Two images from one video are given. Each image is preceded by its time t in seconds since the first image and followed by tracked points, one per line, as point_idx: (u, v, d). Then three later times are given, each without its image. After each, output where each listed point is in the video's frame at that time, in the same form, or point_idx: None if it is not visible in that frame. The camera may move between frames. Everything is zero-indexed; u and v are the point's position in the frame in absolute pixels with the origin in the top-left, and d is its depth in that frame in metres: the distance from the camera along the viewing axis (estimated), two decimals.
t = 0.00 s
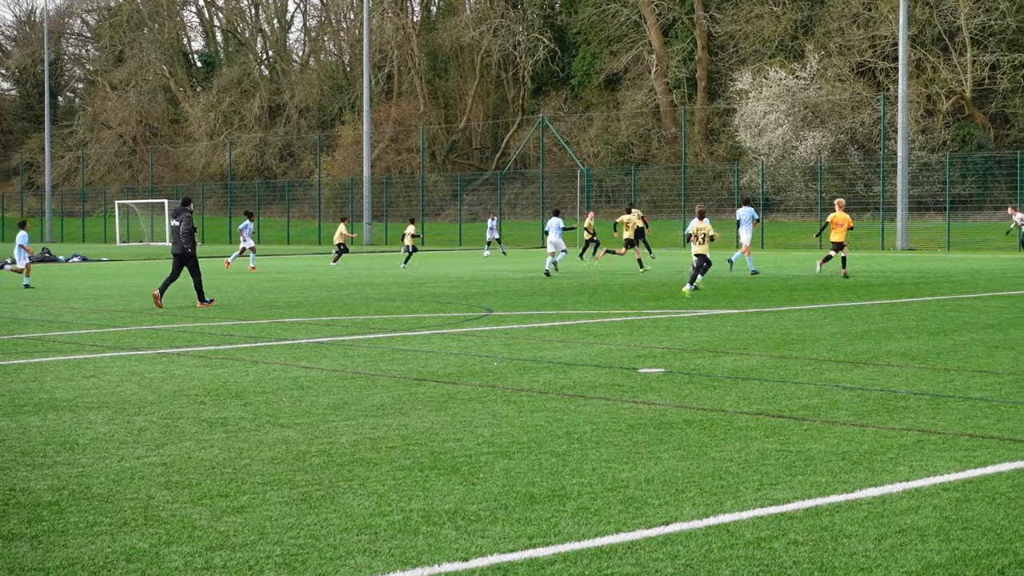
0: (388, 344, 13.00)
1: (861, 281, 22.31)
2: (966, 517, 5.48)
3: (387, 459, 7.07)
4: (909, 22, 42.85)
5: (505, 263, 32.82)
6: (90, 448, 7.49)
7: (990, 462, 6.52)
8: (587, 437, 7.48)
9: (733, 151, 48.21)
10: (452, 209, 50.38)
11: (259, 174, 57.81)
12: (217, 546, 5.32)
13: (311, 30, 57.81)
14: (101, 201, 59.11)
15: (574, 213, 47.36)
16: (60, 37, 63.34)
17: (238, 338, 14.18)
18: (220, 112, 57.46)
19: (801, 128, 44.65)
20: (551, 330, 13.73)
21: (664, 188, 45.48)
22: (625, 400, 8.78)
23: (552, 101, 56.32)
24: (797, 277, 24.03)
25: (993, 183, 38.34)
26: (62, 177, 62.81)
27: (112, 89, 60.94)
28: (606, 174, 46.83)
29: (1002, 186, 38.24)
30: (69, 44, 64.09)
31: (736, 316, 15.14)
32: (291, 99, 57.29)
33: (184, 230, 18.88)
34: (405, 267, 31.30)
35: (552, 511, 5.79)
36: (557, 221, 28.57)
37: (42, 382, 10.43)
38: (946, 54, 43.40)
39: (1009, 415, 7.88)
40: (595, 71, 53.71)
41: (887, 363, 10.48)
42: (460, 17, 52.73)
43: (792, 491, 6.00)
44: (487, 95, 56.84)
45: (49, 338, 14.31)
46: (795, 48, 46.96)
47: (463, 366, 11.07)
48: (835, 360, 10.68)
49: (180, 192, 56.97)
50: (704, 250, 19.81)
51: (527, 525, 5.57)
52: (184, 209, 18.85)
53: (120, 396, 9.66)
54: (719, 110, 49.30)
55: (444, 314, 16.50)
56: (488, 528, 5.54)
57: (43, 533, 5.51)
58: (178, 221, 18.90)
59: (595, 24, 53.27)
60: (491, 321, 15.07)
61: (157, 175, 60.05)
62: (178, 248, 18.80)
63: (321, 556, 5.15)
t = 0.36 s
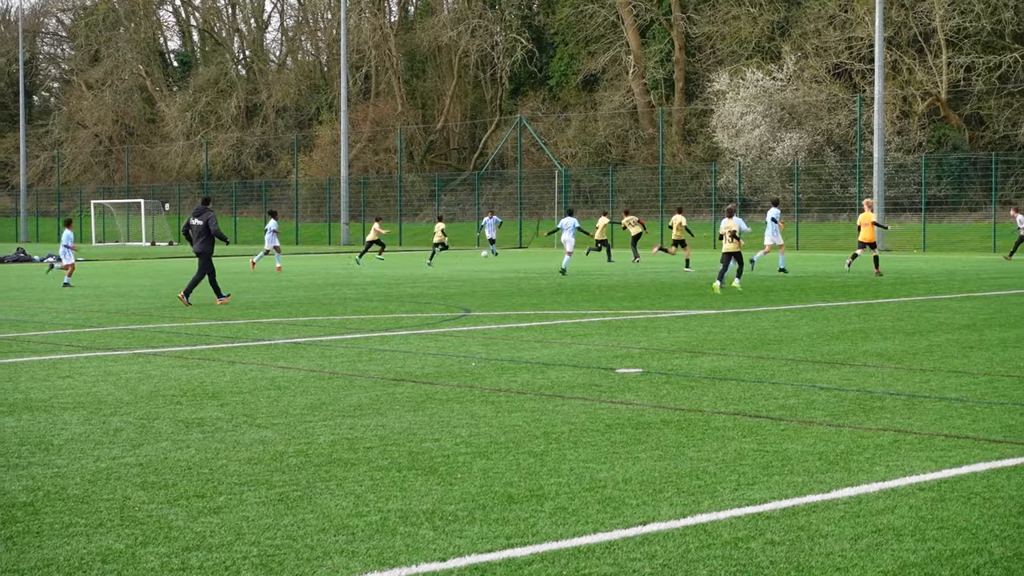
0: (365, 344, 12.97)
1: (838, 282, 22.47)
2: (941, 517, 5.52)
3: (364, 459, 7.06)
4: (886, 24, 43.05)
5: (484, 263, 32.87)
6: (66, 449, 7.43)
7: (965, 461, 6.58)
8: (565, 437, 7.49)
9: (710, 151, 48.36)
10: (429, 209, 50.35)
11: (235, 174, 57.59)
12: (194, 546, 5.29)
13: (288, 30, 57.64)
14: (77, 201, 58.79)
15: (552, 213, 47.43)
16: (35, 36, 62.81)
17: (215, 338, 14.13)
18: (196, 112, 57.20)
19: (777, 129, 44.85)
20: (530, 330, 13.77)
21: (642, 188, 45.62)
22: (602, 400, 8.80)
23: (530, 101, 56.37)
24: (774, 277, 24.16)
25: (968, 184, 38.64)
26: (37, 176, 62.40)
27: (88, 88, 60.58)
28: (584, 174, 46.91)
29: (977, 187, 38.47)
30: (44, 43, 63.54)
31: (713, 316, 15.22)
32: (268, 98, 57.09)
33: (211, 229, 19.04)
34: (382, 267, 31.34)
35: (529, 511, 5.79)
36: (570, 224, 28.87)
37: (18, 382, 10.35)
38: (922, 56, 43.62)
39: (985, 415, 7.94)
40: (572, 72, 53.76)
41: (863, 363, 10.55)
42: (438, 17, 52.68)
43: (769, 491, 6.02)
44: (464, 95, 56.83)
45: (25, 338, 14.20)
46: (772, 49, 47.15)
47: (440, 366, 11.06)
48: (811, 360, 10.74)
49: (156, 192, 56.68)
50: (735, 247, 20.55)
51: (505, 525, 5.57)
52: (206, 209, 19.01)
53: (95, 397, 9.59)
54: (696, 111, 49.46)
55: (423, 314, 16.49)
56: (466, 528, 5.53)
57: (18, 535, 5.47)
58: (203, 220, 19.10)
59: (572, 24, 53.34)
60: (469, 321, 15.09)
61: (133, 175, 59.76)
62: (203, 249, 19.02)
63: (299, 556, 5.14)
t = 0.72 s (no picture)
0: (352, 345, 12.95)
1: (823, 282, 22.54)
2: (927, 516, 5.53)
3: (351, 460, 7.03)
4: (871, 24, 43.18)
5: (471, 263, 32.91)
6: (51, 450, 7.40)
7: (950, 461, 6.59)
8: (550, 437, 7.49)
9: (696, 152, 48.43)
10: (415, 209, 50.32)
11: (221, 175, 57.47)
12: (180, 547, 5.26)
13: (273, 30, 57.54)
14: (63, 202, 58.63)
15: (538, 213, 47.48)
16: (20, 36, 62.38)
17: (201, 339, 14.07)
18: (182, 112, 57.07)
19: (763, 129, 44.95)
20: (515, 330, 13.78)
21: (628, 188, 45.66)
22: (587, 401, 8.80)
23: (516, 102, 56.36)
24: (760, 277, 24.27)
25: (953, 184, 38.78)
26: (22, 176, 62.12)
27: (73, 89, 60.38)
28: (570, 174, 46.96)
29: (962, 187, 38.63)
30: (29, 43, 63.06)
31: (699, 316, 15.24)
32: (253, 99, 56.91)
33: (228, 229, 19.44)
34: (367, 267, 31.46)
35: (516, 511, 5.78)
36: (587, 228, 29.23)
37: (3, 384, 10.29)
38: (907, 56, 43.74)
39: (970, 415, 7.96)
40: (558, 72, 53.78)
41: (849, 363, 10.56)
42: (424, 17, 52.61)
43: (755, 490, 6.03)
44: (450, 96, 56.85)
45: (10, 339, 14.13)
46: (757, 50, 47.22)
47: (426, 366, 11.05)
48: (797, 360, 10.76)
49: (141, 192, 56.55)
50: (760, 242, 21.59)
51: (491, 526, 5.56)
52: (225, 209, 19.41)
53: (81, 397, 9.56)
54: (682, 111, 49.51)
55: (408, 315, 16.39)
56: (453, 529, 5.52)
57: (4, 536, 5.43)
58: (223, 219, 19.52)
59: (558, 24, 53.33)
60: (456, 321, 15.10)
61: (118, 175, 59.60)
62: (221, 247, 19.45)
63: (285, 557, 5.12)
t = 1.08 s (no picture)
0: (342, 345, 12.95)
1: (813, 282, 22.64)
2: (916, 517, 5.52)
3: (339, 461, 7.00)
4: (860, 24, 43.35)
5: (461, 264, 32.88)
6: (40, 451, 7.35)
7: (938, 462, 6.59)
8: (539, 438, 7.47)
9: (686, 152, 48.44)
10: (406, 210, 50.27)
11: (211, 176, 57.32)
12: (167, 549, 5.23)
13: (264, 31, 57.44)
14: (53, 202, 58.50)
15: (528, 214, 47.43)
16: (10, 37, 61.54)
17: (191, 340, 14.03)
18: (172, 112, 56.99)
19: (753, 130, 45.01)
20: (505, 330, 13.82)
21: (618, 189, 45.63)
22: (576, 401, 8.79)
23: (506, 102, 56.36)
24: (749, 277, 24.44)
25: (943, 184, 38.85)
26: (12, 177, 61.84)
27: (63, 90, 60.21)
28: (560, 175, 46.94)
29: (952, 188, 38.70)
30: (18, 44, 62.19)
31: (689, 316, 15.28)
32: (244, 100, 56.81)
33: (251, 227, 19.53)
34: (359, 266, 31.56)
35: (504, 512, 5.75)
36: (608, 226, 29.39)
37: None
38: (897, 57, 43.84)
39: (958, 416, 7.97)
40: (548, 73, 53.77)
41: (837, 363, 10.58)
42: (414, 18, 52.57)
43: (743, 491, 6.01)
44: (440, 97, 56.80)
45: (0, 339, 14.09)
46: (747, 50, 47.28)
47: (415, 367, 11.03)
48: (787, 360, 10.77)
49: (132, 193, 56.42)
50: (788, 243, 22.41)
51: (478, 527, 5.53)
52: (246, 207, 19.56)
53: (69, 398, 9.50)
54: (672, 112, 49.53)
55: (397, 315, 16.31)
56: (440, 530, 5.49)
57: None
58: (244, 219, 19.64)
59: (548, 25, 53.35)
60: (447, 322, 15.12)
61: (108, 176, 59.47)
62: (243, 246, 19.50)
63: (273, 558, 5.08)
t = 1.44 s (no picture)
0: (323, 346, 12.91)
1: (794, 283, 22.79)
2: (894, 518, 5.51)
3: (319, 463, 6.96)
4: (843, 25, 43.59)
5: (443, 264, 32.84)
6: (18, 454, 7.27)
7: (918, 462, 6.59)
8: (520, 440, 7.43)
9: (668, 153, 48.47)
10: (388, 211, 50.20)
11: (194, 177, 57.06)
12: (147, 550, 5.18)
13: (246, 31, 57.26)
14: (35, 203, 58.17)
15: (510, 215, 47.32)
16: None
17: (172, 341, 13.96)
18: (155, 113, 56.83)
19: (736, 131, 45.13)
20: (487, 330, 13.87)
21: (601, 189, 45.60)
22: (558, 402, 8.76)
23: (489, 103, 56.36)
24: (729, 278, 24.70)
25: (926, 185, 38.98)
26: None
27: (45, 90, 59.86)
28: (542, 176, 46.96)
29: (935, 188, 38.84)
30: None
31: (672, 317, 15.33)
32: (227, 100, 56.64)
33: (258, 229, 19.55)
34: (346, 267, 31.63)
35: (483, 514, 5.72)
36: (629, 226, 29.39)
37: None
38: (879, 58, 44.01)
39: (938, 416, 7.99)
40: (531, 74, 53.81)
41: (819, 364, 10.62)
42: (396, 19, 52.49)
43: (725, 492, 6.00)
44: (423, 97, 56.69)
45: None
46: (729, 51, 47.39)
47: (397, 367, 11.02)
48: (768, 360, 10.79)
49: (114, 194, 56.19)
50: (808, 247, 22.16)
51: (458, 528, 5.49)
52: (253, 210, 19.58)
53: (49, 400, 9.44)
54: (655, 113, 49.57)
55: (378, 317, 16.24)
56: (420, 531, 5.46)
57: None
58: (251, 221, 19.64)
59: (531, 26, 53.38)
60: (430, 322, 15.13)
61: (91, 177, 59.29)
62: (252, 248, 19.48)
63: (252, 561, 5.03)
